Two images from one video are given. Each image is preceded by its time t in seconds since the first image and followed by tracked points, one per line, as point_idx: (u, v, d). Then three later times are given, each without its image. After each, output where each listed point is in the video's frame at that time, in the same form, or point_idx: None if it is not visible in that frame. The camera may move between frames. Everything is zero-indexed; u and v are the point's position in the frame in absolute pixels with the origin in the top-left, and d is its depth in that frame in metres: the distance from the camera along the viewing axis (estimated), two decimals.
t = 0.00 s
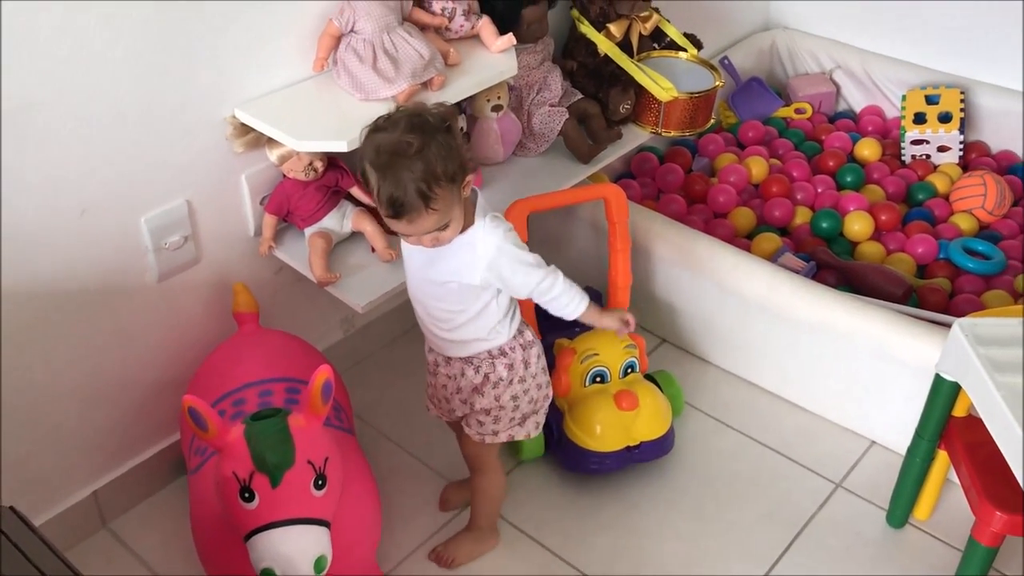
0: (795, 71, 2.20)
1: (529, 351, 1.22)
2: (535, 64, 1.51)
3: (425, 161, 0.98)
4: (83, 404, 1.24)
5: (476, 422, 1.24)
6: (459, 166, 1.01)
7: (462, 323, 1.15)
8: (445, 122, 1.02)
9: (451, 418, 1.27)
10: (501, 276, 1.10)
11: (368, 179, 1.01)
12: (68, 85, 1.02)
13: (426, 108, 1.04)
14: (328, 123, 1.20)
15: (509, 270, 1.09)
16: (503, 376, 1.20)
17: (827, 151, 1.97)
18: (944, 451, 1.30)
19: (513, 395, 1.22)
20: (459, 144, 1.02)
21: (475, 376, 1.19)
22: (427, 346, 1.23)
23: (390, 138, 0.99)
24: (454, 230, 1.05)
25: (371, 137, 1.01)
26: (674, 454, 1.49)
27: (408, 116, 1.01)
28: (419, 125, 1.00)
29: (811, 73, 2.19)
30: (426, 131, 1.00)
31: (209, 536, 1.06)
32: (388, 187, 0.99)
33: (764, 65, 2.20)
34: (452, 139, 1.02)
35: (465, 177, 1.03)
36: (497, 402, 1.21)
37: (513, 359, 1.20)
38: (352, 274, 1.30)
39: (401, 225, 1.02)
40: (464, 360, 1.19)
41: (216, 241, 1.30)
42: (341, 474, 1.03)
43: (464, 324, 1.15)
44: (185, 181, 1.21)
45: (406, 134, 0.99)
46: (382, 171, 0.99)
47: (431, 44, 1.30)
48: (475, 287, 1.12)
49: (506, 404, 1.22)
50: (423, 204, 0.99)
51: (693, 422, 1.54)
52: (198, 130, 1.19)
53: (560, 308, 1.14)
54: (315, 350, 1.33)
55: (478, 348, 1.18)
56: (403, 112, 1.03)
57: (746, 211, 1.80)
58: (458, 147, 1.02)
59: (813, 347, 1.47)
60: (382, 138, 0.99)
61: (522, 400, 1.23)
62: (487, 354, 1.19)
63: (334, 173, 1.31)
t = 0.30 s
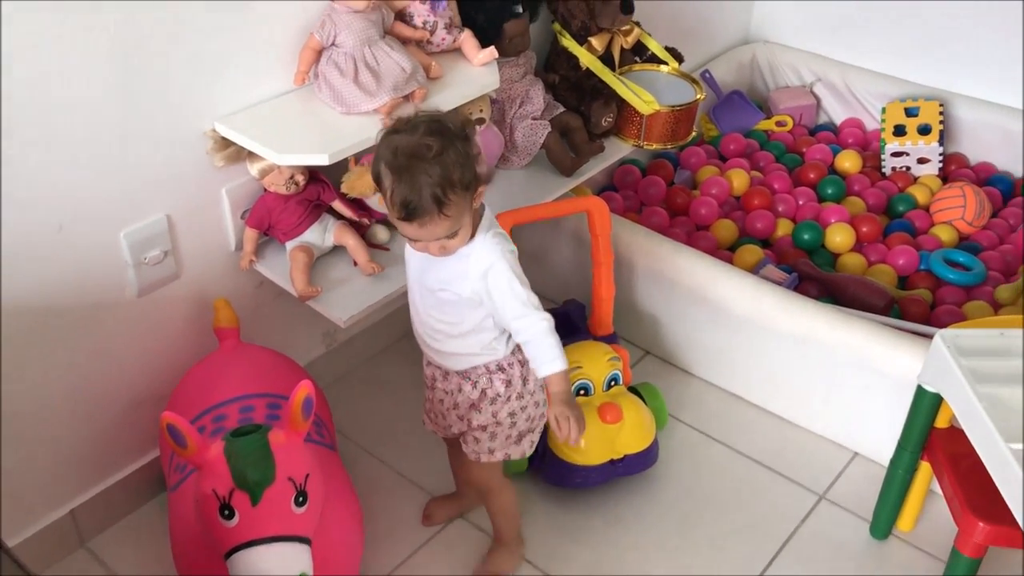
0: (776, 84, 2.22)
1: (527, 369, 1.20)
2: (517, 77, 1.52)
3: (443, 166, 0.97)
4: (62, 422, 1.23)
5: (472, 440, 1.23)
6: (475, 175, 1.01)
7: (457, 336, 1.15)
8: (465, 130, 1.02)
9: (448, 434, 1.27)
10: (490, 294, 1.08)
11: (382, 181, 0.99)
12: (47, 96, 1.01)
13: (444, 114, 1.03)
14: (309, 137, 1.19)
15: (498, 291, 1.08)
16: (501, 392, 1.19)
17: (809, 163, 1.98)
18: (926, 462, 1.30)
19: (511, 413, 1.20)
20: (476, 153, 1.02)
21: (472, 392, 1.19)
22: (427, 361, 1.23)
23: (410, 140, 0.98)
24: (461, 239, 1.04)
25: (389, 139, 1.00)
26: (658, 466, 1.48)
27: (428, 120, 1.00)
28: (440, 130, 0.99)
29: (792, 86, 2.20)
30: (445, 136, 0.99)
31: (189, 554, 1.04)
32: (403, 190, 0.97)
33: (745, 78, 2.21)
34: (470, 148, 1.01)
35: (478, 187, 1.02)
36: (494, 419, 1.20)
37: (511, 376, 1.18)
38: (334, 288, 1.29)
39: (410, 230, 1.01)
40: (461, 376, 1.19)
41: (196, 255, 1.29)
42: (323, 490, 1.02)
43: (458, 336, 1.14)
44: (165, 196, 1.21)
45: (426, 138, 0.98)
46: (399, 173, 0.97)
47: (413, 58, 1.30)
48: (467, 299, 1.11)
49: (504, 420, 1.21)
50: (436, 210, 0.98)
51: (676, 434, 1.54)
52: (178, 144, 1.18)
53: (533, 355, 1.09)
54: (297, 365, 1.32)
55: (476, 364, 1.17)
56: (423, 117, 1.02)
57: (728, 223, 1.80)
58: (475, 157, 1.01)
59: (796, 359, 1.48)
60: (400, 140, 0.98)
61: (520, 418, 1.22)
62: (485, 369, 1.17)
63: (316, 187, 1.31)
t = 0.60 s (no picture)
0: (752, 87, 2.22)
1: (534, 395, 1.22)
2: (493, 80, 1.51)
3: (502, 206, 0.96)
4: (28, 431, 1.20)
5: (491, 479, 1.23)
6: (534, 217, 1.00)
7: (480, 376, 1.14)
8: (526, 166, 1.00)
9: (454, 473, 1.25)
10: (535, 330, 1.08)
11: (436, 214, 0.98)
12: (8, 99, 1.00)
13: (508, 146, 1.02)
14: (281, 140, 1.18)
15: (545, 326, 1.08)
16: (519, 428, 1.19)
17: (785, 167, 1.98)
18: (903, 464, 1.30)
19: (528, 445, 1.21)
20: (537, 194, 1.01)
21: (489, 433, 1.18)
22: (429, 407, 1.20)
23: (469, 176, 0.97)
24: (510, 275, 1.04)
25: (447, 171, 0.98)
26: (635, 471, 1.47)
27: (488, 154, 0.99)
28: (500, 166, 0.98)
29: (768, 90, 2.20)
30: (508, 175, 0.98)
31: (159, 562, 1.03)
32: (459, 227, 0.96)
33: (721, 81, 2.21)
34: (532, 187, 1.00)
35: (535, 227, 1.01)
36: (514, 455, 1.21)
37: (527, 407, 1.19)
38: (307, 293, 1.28)
39: (460, 265, 1.00)
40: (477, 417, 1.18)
41: (167, 260, 1.27)
42: (295, 498, 1.01)
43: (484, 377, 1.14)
44: (135, 200, 1.19)
45: (487, 174, 0.97)
46: (456, 209, 0.96)
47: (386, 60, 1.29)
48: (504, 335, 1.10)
49: (521, 455, 1.21)
50: (491, 249, 0.97)
51: (654, 438, 1.54)
52: (147, 147, 1.17)
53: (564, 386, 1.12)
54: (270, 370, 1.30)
55: (498, 400, 1.17)
56: (481, 148, 1.01)
57: (705, 227, 1.80)
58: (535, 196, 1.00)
59: (773, 362, 1.47)
60: (459, 174, 0.97)
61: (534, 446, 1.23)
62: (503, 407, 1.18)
63: (288, 191, 1.29)
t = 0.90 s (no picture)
0: (732, 59, 2.22)
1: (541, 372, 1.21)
2: (470, 50, 1.50)
3: (584, 244, 0.94)
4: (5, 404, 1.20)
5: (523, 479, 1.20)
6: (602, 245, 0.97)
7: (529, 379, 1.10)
8: (594, 192, 0.98)
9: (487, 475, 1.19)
10: (582, 317, 1.09)
11: (513, 253, 0.94)
12: None
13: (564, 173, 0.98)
14: (257, 110, 1.17)
15: (589, 312, 1.09)
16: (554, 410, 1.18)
17: (764, 138, 1.98)
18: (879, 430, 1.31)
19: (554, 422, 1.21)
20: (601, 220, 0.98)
21: (534, 423, 1.16)
22: (466, 425, 1.14)
23: (553, 214, 0.93)
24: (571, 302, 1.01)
25: (522, 207, 0.94)
26: (615, 440, 1.48)
27: (561, 185, 0.95)
28: (576, 199, 0.95)
29: (748, 61, 2.20)
30: (579, 206, 0.95)
31: (137, 532, 1.03)
32: (545, 269, 0.93)
33: (701, 53, 2.21)
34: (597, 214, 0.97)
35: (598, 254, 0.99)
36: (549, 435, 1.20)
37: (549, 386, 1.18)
38: (284, 263, 1.27)
39: (533, 303, 0.96)
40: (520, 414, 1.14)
41: (143, 231, 1.26)
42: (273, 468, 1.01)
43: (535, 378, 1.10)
44: (109, 171, 1.18)
45: (569, 211, 0.94)
46: (541, 251, 0.93)
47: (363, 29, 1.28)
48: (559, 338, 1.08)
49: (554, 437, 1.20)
50: (571, 288, 0.95)
51: (634, 408, 1.54)
52: (120, 117, 1.15)
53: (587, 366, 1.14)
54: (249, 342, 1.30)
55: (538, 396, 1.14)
56: (549, 177, 0.97)
57: (685, 198, 1.80)
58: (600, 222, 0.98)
59: (751, 331, 1.48)
60: (539, 212, 0.93)
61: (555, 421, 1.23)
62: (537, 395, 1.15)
63: (264, 161, 1.28)
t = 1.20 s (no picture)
0: (716, 8, 2.20)
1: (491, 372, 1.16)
2: None
3: (561, 247, 0.88)
4: None
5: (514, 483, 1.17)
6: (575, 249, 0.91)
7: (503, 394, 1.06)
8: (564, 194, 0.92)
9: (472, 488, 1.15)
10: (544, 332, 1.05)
11: (485, 261, 0.87)
12: None
13: (532, 175, 0.92)
14: (234, 53, 1.16)
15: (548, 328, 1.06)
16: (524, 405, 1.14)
17: (747, 87, 1.97)
18: (856, 374, 1.33)
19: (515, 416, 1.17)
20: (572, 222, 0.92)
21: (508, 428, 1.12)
22: (436, 445, 1.09)
23: (526, 214, 0.86)
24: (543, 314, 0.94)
25: (491, 212, 0.87)
26: (596, 387, 1.49)
27: (531, 185, 0.89)
28: (549, 199, 0.89)
29: (732, 10, 2.18)
30: (552, 208, 0.88)
31: (119, 477, 1.03)
32: (521, 277, 0.85)
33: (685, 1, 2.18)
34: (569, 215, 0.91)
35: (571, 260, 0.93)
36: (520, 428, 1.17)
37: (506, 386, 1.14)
38: (264, 210, 1.27)
39: (507, 316, 0.89)
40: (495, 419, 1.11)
41: (120, 177, 1.25)
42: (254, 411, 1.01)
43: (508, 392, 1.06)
44: (85, 116, 1.16)
45: (543, 210, 0.88)
46: (516, 256, 0.85)
47: None
48: (520, 352, 1.03)
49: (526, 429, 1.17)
50: (549, 296, 0.88)
51: (616, 356, 1.55)
52: (94, 61, 1.13)
53: (536, 384, 1.10)
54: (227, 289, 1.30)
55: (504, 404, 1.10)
56: (516, 179, 0.90)
57: (667, 146, 1.79)
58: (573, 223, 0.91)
59: (731, 277, 1.49)
60: (513, 214, 0.86)
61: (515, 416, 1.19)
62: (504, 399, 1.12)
63: (242, 107, 1.27)
